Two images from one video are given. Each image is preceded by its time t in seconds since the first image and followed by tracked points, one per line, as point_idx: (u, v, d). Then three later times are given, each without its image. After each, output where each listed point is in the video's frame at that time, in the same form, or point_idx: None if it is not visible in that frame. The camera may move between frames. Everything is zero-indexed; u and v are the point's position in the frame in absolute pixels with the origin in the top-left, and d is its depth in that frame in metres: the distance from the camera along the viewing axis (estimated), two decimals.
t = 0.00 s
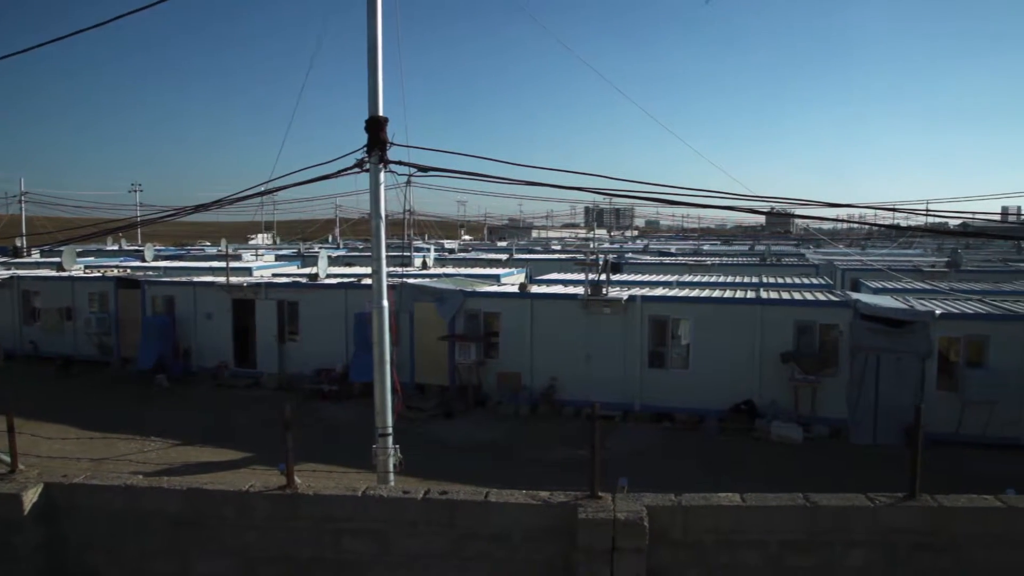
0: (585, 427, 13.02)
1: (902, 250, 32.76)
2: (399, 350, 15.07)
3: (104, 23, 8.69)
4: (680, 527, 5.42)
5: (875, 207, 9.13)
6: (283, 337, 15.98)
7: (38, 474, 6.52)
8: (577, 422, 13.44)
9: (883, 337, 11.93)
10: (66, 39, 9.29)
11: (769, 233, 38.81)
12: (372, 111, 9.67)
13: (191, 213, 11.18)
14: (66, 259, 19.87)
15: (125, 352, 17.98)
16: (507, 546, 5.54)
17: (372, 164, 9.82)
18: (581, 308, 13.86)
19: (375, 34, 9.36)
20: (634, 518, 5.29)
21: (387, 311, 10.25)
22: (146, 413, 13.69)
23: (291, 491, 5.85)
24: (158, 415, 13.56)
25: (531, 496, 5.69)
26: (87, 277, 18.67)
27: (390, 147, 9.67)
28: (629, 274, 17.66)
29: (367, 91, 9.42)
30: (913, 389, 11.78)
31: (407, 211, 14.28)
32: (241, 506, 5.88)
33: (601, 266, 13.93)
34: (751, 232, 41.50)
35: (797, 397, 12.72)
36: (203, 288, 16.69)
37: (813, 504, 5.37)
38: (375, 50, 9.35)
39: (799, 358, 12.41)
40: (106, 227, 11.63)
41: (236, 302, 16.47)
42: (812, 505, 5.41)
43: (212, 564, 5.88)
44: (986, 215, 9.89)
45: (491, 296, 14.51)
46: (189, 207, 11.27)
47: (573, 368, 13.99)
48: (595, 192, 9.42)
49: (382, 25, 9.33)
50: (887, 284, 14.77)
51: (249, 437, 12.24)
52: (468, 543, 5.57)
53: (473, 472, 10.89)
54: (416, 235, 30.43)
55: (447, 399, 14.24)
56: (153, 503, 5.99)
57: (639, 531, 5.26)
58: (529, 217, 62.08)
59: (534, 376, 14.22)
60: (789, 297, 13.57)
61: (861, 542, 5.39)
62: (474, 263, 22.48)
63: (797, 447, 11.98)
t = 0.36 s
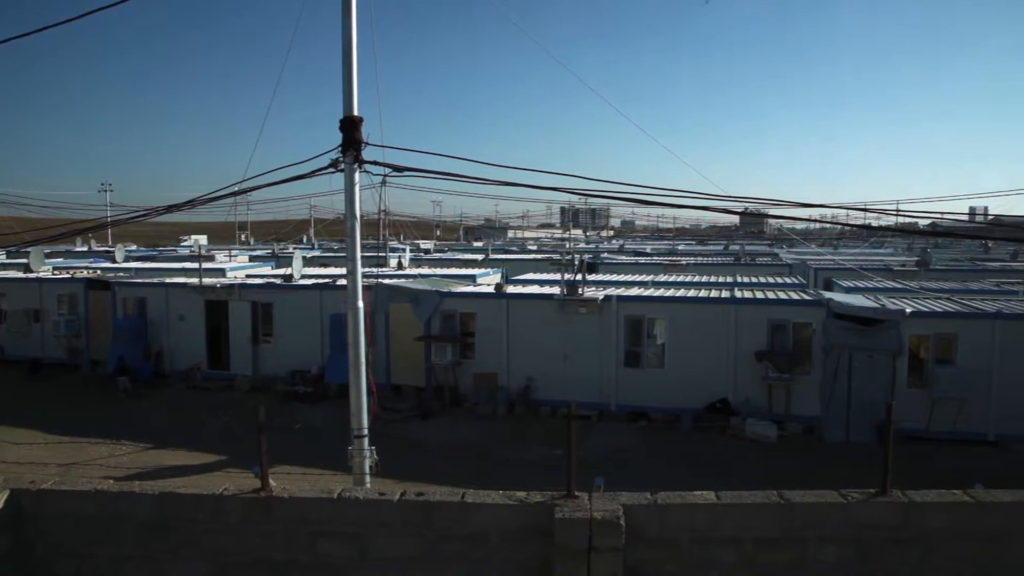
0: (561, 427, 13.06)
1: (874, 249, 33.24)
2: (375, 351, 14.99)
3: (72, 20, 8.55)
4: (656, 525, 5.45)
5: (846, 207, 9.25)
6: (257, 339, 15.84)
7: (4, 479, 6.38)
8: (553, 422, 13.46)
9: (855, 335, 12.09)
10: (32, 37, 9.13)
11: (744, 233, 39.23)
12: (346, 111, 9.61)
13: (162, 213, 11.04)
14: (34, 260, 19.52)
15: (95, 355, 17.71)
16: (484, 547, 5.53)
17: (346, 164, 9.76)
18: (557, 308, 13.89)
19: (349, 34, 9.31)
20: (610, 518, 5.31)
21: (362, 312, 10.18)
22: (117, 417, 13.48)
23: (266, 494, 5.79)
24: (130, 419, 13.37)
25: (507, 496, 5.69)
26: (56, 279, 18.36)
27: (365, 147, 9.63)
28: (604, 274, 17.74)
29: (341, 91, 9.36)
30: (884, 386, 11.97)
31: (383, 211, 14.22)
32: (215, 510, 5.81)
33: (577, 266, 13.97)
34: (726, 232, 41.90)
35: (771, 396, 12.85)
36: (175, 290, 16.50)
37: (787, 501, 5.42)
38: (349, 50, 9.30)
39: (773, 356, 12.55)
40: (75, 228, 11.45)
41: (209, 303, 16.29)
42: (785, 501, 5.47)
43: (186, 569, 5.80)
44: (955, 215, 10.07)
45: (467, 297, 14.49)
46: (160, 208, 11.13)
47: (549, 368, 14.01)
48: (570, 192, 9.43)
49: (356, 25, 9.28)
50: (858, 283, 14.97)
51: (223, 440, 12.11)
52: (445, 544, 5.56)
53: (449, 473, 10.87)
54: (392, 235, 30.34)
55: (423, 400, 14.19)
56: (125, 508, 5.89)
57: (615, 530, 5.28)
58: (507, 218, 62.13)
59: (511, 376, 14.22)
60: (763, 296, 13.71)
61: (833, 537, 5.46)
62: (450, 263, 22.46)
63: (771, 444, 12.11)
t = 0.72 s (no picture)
0: (537, 427, 13.08)
1: (843, 250, 33.71)
2: (350, 352, 14.89)
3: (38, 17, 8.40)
4: (632, 524, 5.47)
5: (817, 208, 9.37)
6: (230, 340, 15.69)
7: None
8: (529, 422, 13.47)
9: (827, 333, 12.24)
10: None
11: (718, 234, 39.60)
12: (320, 110, 9.54)
13: (132, 213, 10.90)
14: None
15: (64, 358, 17.42)
16: (460, 548, 5.52)
17: (320, 164, 9.69)
18: (533, 308, 13.91)
19: (322, 33, 9.25)
20: (587, 517, 5.32)
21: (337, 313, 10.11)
22: (87, 421, 13.27)
23: (240, 498, 5.73)
24: (100, 422, 13.16)
25: (483, 497, 5.68)
26: (22, 281, 18.02)
27: (339, 147, 9.56)
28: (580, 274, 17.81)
29: (315, 90, 9.30)
30: (855, 384, 12.14)
31: (358, 211, 14.14)
32: (187, 515, 5.73)
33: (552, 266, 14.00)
34: (701, 232, 42.27)
35: (745, 394, 12.98)
36: (147, 291, 16.28)
37: (761, 499, 5.48)
38: (323, 49, 9.24)
39: (747, 355, 12.67)
40: (42, 228, 11.24)
41: (181, 305, 16.10)
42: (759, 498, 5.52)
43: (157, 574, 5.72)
44: (924, 215, 10.23)
45: (443, 297, 14.45)
46: (131, 208, 10.98)
47: (525, 369, 14.03)
48: (544, 192, 9.45)
49: (330, 24, 9.23)
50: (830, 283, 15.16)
51: (196, 443, 11.96)
52: (421, 545, 5.53)
53: (425, 474, 10.82)
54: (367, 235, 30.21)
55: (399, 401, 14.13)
56: (95, 513, 5.80)
57: (592, 529, 5.29)
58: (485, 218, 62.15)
59: (487, 377, 14.21)
60: (736, 295, 13.84)
61: (806, 534, 5.53)
62: (426, 263, 22.42)
63: (746, 443, 12.22)
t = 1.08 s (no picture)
0: (514, 427, 13.09)
1: (816, 249, 34.16)
2: (326, 354, 14.78)
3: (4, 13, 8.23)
4: (609, 523, 5.50)
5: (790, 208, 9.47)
6: (203, 342, 15.52)
7: None
8: (505, 422, 13.47)
9: (800, 332, 12.39)
10: None
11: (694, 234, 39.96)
12: (295, 110, 9.46)
13: (102, 214, 10.72)
14: None
15: (32, 361, 17.11)
16: (437, 549, 5.50)
17: (295, 164, 9.60)
18: (509, 308, 13.91)
19: (297, 32, 9.16)
20: (563, 517, 5.34)
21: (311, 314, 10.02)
22: (56, 425, 13.04)
23: (213, 501, 5.67)
24: (70, 426, 12.94)
25: (459, 497, 5.67)
26: None
27: (314, 147, 9.48)
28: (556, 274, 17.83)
29: (290, 90, 9.21)
30: (828, 382, 12.30)
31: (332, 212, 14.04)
32: (160, 520, 5.65)
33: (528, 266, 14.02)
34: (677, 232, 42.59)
35: (720, 393, 13.09)
36: (117, 293, 16.05)
37: (735, 496, 5.52)
38: (297, 48, 9.16)
39: (722, 354, 12.78)
40: (8, 229, 11.02)
41: (153, 306, 15.89)
42: (734, 496, 5.58)
43: None
44: (895, 215, 10.37)
45: (418, 298, 14.41)
46: (101, 209, 10.80)
47: (502, 369, 14.03)
48: (520, 192, 9.45)
49: (304, 22, 9.14)
50: (803, 282, 15.33)
51: (169, 447, 11.81)
52: (397, 547, 5.51)
53: (402, 476, 10.78)
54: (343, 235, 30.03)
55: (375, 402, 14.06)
56: (65, 519, 5.70)
57: (568, 529, 5.31)
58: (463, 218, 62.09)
59: (463, 377, 14.19)
60: (711, 294, 13.97)
61: (780, 531, 5.59)
62: (402, 263, 22.36)
63: (721, 441, 12.31)
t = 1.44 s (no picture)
0: (491, 427, 13.09)
1: (790, 249, 34.53)
2: (301, 355, 14.67)
3: None
4: (586, 522, 5.52)
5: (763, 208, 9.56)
6: (177, 343, 15.35)
7: None
8: (483, 422, 13.47)
9: (775, 331, 12.51)
10: None
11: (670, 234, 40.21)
12: (269, 109, 9.37)
13: (72, 214, 10.54)
14: None
15: None
16: (414, 551, 5.48)
17: (269, 164, 9.51)
18: (486, 308, 13.91)
19: (271, 30, 9.08)
20: (540, 517, 5.35)
21: (286, 315, 9.93)
22: (25, 429, 12.80)
23: (186, 505, 5.60)
24: (40, 430, 12.72)
25: (436, 498, 5.66)
26: None
27: (288, 147, 9.40)
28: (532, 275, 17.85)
29: (264, 89, 9.12)
30: (802, 380, 12.45)
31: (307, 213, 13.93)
32: (132, 524, 5.57)
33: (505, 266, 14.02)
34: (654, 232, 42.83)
35: (696, 392, 13.20)
36: (88, 294, 15.82)
37: (711, 495, 5.56)
38: (271, 47, 9.08)
39: (697, 354, 12.88)
40: None
41: (125, 308, 15.68)
42: (710, 494, 5.63)
43: None
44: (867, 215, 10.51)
45: (395, 298, 14.36)
46: (71, 209, 10.63)
47: (479, 369, 14.03)
48: (495, 193, 9.44)
49: (277, 21, 9.06)
50: (777, 281, 15.50)
51: (142, 450, 11.65)
52: (374, 549, 5.48)
53: (379, 478, 10.72)
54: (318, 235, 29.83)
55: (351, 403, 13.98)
56: (35, 524, 5.60)
57: (545, 529, 5.32)
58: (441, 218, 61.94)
59: (440, 377, 14.16)
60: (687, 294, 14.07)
61: (755, 528, 5.65)
62: (378, 264, 22.27)
63: (697, 440, 12.41)
